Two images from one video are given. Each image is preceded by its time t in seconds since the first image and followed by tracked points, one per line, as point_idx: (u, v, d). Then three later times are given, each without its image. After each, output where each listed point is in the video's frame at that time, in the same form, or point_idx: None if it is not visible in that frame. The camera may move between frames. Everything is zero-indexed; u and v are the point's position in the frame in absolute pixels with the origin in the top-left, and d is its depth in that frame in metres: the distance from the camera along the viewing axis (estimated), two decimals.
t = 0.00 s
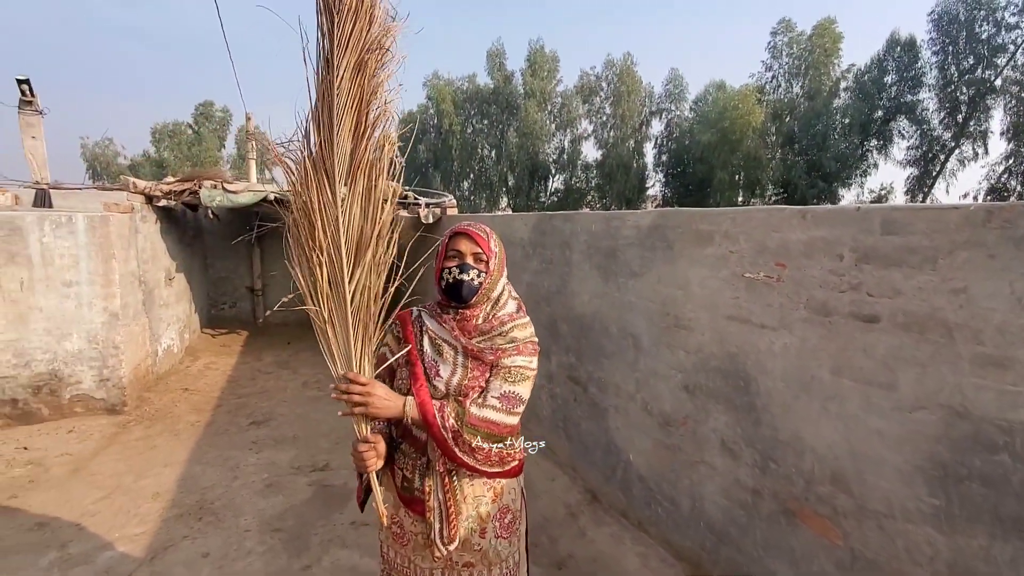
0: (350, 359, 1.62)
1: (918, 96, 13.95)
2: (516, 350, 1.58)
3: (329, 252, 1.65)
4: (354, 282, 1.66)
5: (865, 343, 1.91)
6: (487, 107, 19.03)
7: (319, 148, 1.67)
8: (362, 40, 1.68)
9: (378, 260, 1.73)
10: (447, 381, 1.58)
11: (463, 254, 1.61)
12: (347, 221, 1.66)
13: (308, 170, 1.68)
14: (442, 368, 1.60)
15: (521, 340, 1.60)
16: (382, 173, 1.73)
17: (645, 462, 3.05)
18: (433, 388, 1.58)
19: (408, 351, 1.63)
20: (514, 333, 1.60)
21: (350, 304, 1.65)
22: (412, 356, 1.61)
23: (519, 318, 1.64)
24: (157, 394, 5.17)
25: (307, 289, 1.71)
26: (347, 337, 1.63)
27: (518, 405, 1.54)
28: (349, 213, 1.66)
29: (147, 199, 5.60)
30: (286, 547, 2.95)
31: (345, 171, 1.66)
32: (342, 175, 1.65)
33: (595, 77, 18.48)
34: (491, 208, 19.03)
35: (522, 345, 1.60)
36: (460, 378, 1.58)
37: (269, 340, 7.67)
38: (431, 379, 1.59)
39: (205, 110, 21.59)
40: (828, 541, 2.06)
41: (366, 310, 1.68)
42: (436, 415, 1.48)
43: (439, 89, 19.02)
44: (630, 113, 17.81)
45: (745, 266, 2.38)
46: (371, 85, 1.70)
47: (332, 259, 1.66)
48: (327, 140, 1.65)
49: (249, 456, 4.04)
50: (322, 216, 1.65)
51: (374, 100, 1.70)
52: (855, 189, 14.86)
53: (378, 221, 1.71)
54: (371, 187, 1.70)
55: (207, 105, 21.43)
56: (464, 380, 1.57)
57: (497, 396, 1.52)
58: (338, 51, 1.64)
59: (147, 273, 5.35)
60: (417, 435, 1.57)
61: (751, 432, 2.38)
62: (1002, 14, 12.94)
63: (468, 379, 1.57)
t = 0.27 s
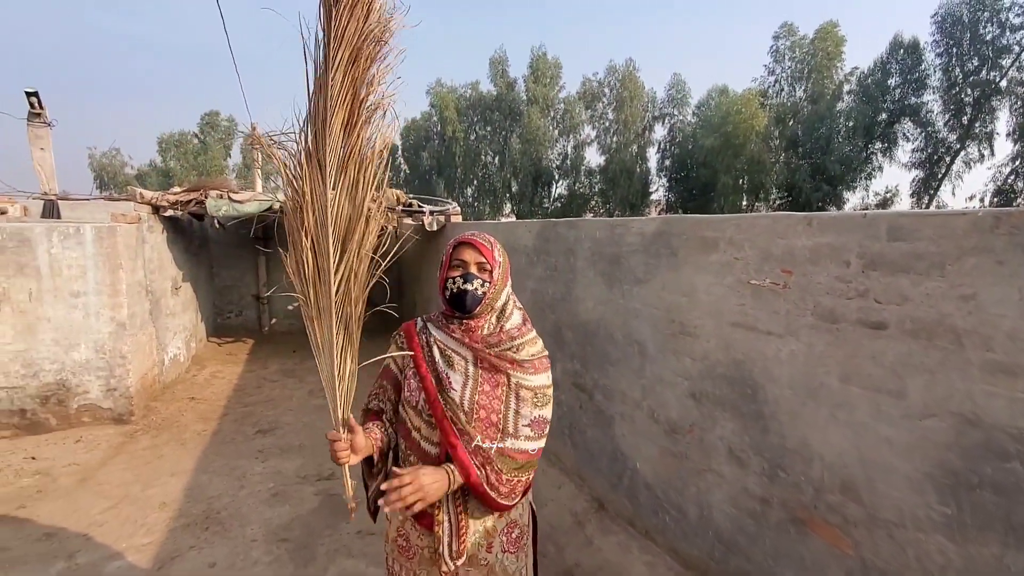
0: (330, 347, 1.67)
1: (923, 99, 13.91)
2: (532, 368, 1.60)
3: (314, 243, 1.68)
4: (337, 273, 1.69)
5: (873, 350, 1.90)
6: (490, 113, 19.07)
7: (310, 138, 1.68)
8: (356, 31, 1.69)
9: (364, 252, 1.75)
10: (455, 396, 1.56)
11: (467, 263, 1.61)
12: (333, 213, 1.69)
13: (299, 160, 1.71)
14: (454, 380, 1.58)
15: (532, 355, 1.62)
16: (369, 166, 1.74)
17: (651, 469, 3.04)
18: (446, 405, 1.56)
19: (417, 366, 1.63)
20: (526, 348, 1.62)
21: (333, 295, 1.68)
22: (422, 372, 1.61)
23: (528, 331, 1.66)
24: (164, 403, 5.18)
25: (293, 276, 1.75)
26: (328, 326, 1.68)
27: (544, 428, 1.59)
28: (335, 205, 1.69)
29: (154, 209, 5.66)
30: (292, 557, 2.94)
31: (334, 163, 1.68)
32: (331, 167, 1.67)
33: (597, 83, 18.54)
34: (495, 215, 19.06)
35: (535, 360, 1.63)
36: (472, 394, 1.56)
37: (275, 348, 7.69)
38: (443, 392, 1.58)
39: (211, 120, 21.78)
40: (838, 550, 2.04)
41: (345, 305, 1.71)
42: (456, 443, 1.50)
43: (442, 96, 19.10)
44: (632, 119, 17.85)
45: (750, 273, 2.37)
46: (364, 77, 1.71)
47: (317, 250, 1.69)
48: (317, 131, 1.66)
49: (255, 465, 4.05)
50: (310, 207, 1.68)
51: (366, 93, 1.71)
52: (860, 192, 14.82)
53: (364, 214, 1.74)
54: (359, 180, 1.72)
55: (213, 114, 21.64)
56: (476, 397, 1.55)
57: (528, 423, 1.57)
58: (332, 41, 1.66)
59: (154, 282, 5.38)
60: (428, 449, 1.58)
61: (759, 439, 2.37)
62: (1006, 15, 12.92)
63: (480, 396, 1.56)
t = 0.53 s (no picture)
0: (322, 337, 1.68)
1: (926, 100, 13.89)
2: (543, 373, 1.66)
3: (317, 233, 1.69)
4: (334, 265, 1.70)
5: (879, 354, 1.89)
6: (491, 119, 19.09)
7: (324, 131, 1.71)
8: (378, 28, 1.70)
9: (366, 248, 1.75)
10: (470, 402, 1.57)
11: (470, 269, 1.63)
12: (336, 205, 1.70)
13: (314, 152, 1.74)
14: (472, 387, 1.58)
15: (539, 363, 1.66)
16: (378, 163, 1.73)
17: (657, 475, 3.02)
18: (465, 411, 1.57)
19: (424, 375, 1.62)
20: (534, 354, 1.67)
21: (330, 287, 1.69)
22: (430, 380, 1.60)
23: (538, 341, 1.71)
24: (168, 411, 5.19)
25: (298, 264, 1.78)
26: (321, 316, 1.69)
27: (560, 427, 1.65)
28: (339, 198, 1.69)
29: (157, 218, 5.60)
30: (297, 566, 2.93)
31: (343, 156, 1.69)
32: (337, 160, 1.67)
33: (599, 88, 18.59)
34: (498, 220, 19.09)
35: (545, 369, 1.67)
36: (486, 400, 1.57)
37: (279, 355, 7.71)
38: (459, 399, 1.57)
39: (215, 128, 21.92)
40: (847, 556, 2.02)
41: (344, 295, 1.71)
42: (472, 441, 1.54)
43: (444, 103, 19.24)
44: (634, 123, 17.89)
45: (755, 277, 2.36)
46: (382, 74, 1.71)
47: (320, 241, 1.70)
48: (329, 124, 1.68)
49: (259, 473, 4.04)
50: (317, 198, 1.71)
51: (382, 89, 1.71)
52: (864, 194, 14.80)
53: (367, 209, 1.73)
54: (365, 176, 1.72)
55: (217, 123, 21.80)
56: (496, 404, 1.57)
57: (542, 422, 1.62)
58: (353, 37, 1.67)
59: (158, 290, 5.40)
60: (435, 457, 1.57)
61: (765, 445, 2.35)
62: (1009, 16, 12.91)
63: (499, 402, 1.58)
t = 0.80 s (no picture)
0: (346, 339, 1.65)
1: (927, 99, 13.88)
2: (553, 379, 1.71)
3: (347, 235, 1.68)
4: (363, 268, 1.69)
5: (884, 354, 1.87)
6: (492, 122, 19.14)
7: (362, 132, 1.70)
8: (422, 38, 1.73)
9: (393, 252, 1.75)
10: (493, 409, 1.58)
11: (476, 273, 1.63)
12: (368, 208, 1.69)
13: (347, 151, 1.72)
14: (491, 394, 1.58)
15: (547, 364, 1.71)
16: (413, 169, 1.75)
17: (661, 477, 3.01)
18: (485, 419, 1.57)
19: (440, 383, 1.59)
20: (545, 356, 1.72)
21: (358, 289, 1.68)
22: (449, 390, 1.58)
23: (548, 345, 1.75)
24: (171, 416, 5.19)
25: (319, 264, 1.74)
26: (346, 319, 1.66)
27: (569, 435, 1.70)
28: (371, 202, 1.69)
29: (161, 223, 5.68)
30: (300, 571, 2.92)
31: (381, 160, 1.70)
32: (373, 163, 1.68)
33: (599, 90, 18.61)
34: (500, 223, 19.10)
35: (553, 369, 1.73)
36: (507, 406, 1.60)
37: (281, 359, 7.71)
38: (479, 407, 1.57)
39: (217, 133, 21.98)
40: (855, 559, 2.00)
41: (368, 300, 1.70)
42: (494, 445, 1.56)
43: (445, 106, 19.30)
44: (635, 125, 17.90)
45: (758, 277, 2.35)
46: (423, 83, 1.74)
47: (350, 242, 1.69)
48: (368, 126, 1.69)
49: (262, 478, 4.04)
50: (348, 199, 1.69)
51: (421, 98, 1.74)
52: (866, 194, 14.78)
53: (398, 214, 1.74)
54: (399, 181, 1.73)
55: (218, 128, 21.88)
56: (515, 410, 1.60)
57: (554, 432, 1.66)
58: (398, 43, 1.69)
59: (161, 295, 5.40)
60: (456, 466, 1.56)
61: (770, 447, 2.33)
62: (1009, 14, 12.90)
63: (519, 409, 1.61)
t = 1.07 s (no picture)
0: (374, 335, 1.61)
1: (926, 99, 13.83)
2: (571, 377, 1.69)
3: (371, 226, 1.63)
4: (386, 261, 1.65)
5: (886, 353, 1.85)
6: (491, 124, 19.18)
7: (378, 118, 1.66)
8: (431, 24, 1.72)
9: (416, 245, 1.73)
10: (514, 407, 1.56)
11: (493, 269, 1.61)
12: (392, 199, 1.66)
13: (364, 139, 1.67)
14: (510, 392, 1.56)
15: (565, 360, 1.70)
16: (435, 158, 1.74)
17: (660, 479, 2.98)
18: (505, 417, 1.55)
19: (458, 381, 1.55)
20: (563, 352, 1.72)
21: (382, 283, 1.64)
22: (468, 388, 1.54)
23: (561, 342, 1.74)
24: (169, 418, 5.17)
25: (338, 260, 1.67)
26: (376, 313, 1.62)
27: (586, 436, 1.68)
28: (395, 192, 1.66)
29: (158, 225, 5.65)
30: (297, 573, 2.90)
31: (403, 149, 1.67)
32: (394, 152, 1.65)
33: (598, 91, 18.60)
34: (499, 224, 19.12)
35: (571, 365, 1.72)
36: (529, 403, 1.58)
37: (279, 361, 7.69)
38: (498, 406, 1.54)
39: (217, 135, 22.02)
40: (856, 560, 1.98)
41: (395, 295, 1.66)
42: (513, 445, 1.55)
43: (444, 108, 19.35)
44: (634, 126, 17.90)
45: (757, 276, 2.33)
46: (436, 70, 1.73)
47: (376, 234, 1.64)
48: (387, 114, 1.64)
49: (259, 480, 4.01)
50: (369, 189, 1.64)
51: (434, 85, 1.72)
52: (865, 194, 14.75)
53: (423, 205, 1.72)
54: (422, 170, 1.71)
55: (219, 131, 21.93)
56: (535, 408, 1.58)
57: (570, 434, 1.65)
58: (411, 30, 1.66)
59: (159, 297, 5.39)
60: (477, 468, 1.53)
61: (770, 447, 2.30)
62: (1009, 14, 12.86)
63: (538, 408, 1.59)
